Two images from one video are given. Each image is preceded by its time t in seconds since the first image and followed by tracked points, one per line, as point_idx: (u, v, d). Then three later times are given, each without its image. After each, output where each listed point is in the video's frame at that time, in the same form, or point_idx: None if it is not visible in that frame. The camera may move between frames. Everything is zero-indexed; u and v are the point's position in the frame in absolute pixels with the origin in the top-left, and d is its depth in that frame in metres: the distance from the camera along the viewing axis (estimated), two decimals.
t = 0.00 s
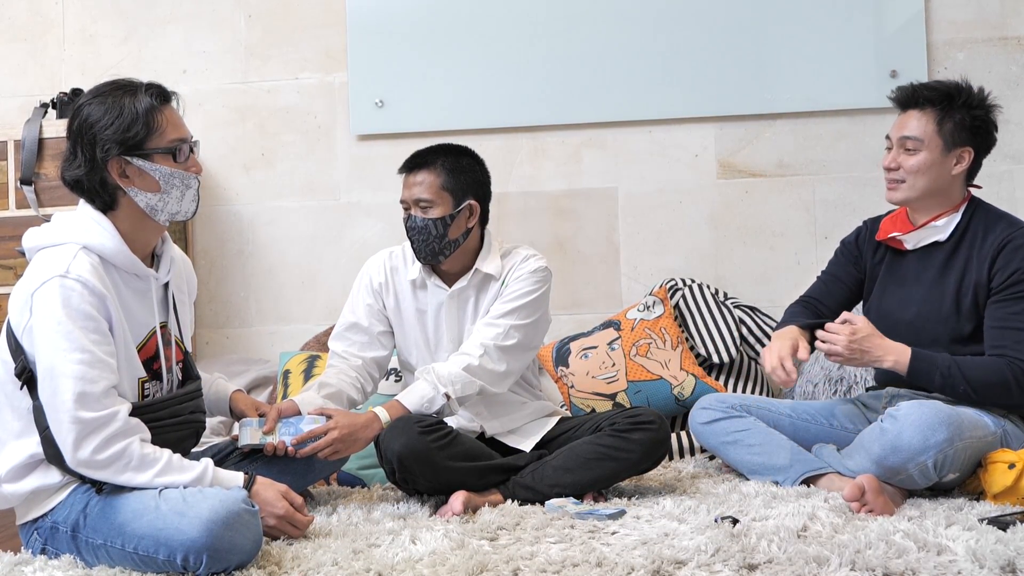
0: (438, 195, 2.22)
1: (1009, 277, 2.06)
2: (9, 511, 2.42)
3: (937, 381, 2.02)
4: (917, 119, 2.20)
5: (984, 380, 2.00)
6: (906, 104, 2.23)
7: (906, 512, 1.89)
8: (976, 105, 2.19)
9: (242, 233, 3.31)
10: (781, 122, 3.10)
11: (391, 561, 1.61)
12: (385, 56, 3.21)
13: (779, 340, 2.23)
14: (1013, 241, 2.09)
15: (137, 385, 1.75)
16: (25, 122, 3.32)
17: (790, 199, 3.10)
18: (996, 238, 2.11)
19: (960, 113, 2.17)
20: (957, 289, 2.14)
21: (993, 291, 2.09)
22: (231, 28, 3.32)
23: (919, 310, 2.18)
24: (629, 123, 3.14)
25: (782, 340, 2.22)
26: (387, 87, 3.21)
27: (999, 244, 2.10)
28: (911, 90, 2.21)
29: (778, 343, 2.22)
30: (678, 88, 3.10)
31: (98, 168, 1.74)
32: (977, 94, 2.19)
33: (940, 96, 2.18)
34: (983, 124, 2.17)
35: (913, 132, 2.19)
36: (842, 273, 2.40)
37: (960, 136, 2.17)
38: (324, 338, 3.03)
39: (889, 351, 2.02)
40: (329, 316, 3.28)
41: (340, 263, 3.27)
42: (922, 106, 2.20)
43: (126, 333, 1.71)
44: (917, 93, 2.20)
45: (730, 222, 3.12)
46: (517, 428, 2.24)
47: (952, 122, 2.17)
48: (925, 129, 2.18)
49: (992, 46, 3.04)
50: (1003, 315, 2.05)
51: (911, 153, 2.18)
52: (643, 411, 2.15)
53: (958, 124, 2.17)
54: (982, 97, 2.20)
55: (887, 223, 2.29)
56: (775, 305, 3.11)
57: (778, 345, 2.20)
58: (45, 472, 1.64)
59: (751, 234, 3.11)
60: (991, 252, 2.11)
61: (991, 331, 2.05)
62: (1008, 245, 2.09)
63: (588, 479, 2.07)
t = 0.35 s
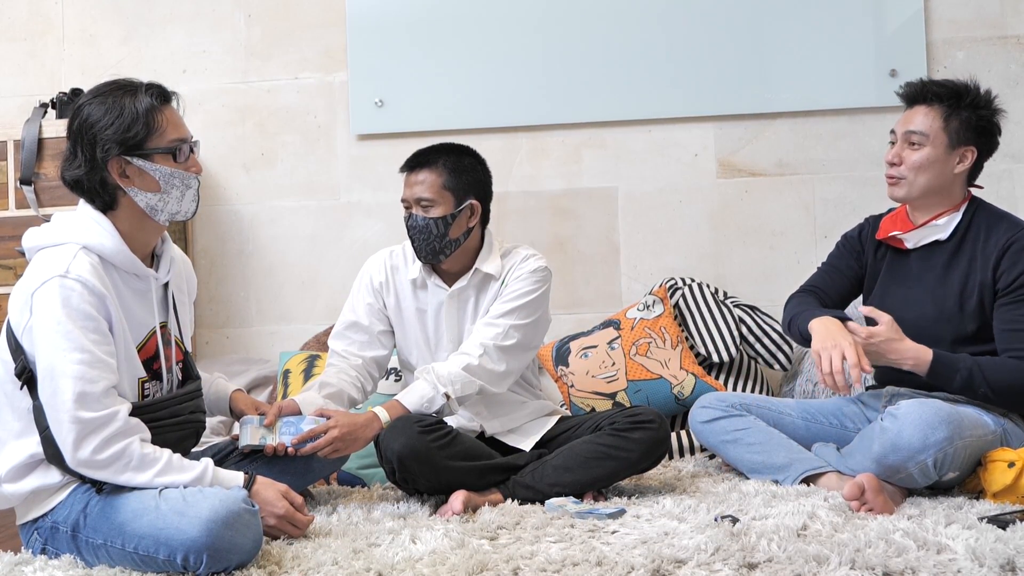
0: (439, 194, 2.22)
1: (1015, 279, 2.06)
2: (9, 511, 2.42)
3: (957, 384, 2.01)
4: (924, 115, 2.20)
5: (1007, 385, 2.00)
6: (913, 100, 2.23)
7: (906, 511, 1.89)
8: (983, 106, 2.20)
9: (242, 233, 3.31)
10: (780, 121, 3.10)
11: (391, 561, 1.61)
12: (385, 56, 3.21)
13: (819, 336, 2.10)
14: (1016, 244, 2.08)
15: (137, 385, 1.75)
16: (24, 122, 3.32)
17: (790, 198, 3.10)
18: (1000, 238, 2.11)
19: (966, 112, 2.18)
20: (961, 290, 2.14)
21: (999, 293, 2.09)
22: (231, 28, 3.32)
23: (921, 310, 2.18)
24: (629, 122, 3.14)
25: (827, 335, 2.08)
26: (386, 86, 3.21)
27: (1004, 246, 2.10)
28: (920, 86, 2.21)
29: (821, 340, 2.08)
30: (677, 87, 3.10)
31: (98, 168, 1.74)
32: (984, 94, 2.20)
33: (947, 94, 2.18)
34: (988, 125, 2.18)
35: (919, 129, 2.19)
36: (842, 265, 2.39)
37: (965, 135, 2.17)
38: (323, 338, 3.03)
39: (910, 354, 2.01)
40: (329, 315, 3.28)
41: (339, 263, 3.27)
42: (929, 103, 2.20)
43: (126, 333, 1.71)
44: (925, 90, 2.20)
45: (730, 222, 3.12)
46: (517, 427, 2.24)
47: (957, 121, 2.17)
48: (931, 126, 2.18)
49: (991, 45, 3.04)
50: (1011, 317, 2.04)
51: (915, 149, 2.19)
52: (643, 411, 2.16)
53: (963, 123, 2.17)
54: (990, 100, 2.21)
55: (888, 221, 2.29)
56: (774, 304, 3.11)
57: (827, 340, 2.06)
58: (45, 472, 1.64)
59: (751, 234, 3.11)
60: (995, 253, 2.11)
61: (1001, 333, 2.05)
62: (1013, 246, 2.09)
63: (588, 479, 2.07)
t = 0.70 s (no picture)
0: (443, 194, 2.22)
1: (1008, 274, 2.08)
2: (10, 512, 2.42)
3: (946, 347, 1.98)
4: (918, 118, 2.19)
5: (995, 366, 1.98)
6: (906, 103, 2.23)
7: (906, 510, 1.89)
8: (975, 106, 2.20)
9: (242, 233, 3.31)
10: (780, 120, 3.10)
11: (391, 561, 1.61)
12: (384, 56, 3.21)
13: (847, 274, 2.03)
14: (1014, 239, 2.10)
15: (137, 385, 1.75)
16: (24, 122, 3.32)
17: (790, 197, 3.10)
18: (997, 235, 2.12)
19: (960, 113, 2.18)
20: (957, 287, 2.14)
21: (992, 287, 2.10)
22: (231, 28, 3.32)
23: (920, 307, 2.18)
24: (628, 122, 3.14)
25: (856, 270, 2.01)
26: (386, 87, 3.21)
27: (1000, 242, 2.11)
28: (913, 88, 2.21)
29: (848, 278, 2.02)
30: (677, 87, 3.10)
31: (98, 168, 1.75)
32: (977, 95, 2.21)
33: (940, 96, 2.19)
34: (982, 126, 2.19)
35: (913, 131, 2.19)
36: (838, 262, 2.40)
37: (960, 136, 2.17)
38: (323, 338, 3.03)
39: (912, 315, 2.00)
40: (329, 316, 3.28)
41: (339, 263, 3.27)
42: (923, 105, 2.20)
43: (126, 333, 1.71)
44: (919, 92, 2.20)
45: (730, 221, 3.12)
46: (517, 427, 2.24)
47: (952, 122, 2.17)
48: (926, 127, 2.18)
49: (991, 44, 3.03)
50: (1002, 308, 2.06)
51: (911, 152, 2.18)
52: (643, 411, 2.16)
53: (958, 125, 2.18)
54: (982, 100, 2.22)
55: (886, 222, 2.29)
56: (775, 304, 3.11)
57: (862, 272, 1.99)
58: (45, 472, 1.64)
59: (751, 233, 3.11)
60: (992, 250, 2.12)
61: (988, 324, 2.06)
62: (1008, 243, 2.10)
63: (588, 479, 2.07)
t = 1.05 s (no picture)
0: (445, 194, 2.22)
1: (999, 260, 2.10)
2: (10, 512, 2.42)
3: (933, 310, 2.01)
4: (882, 147, 2.16)
5: (977, 341, 1.96)
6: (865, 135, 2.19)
7: (906, 510, 1.89)
8: (933, 111, 2.15)
9: (242, 233, 3.31)
10: (780, 120, 3.10)
11: (392, 561, 1.61)
12: (384, 56, 3.21)
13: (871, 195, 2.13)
14: (1012, 228, 2.11)
15: (138, 386, 1.75)
16: (25, 123, 3.32)
17: (790, 197, 3.10)
18: (993, 227, 2.14)
19: (923, 128, 2.12)
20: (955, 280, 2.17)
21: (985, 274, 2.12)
22: (231, 28, 3.32)
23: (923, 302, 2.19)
24: (629, 122, 3.14)
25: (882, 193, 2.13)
26: (386, 87, 3.21)
27: (996, 232, 2.13)
28: (866, 123, 2.18)
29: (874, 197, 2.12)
30: (677, 87, 3.10)
31: (98, 168, 1.75)
32: (926, 99, 2.16)
33: (896, 121, 2.14)
34: (948, 127, 2.13)
35: (883, 164, 2.17)
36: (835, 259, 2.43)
37: (932, 149, 2.12)
38: (324, 339, 3.03)
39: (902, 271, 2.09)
40: (329, 316, 3.28)
41: (339, 263, 3.27)
42: (881, 136, 2.16)
43: (126, 334, 1.71)
44: (872, 126, 2.16)
45: (730, 221, 3.12)
46: (518, 427, 2.24)
47: (918, 141, 2.12)
48: (893, 156, 2.15)
49: (991, 43, 3.03)
50: (991, 290, 2.06)
51: (890, 182, 2.17)
52: (644, 411, 2.16)
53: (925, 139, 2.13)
54: (935, 98, 2.16)
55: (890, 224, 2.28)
56: (775, 304, 3.11)
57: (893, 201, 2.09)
58: (47, 473, 1.64)
59: (751, 233, 3.11)
60: (988, 240, 2.13)
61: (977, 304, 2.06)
62: (1004, 234, 2.11)
63: (588, 479, 2.07)
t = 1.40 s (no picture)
0: (445, 193, 2.22)
1: (998, 261, 2.09)
2: (10, 512, 2.42)
3: (935, 312, 2.01)
4: (871, 164, 2.16)
5: (976, 343, 1.97)
6: (851, 154, 2.19)
7: (906, 509, 1.89)
8: (915, 121, 2.13)
9: (242, 233, 3.31)
10: (780, 120, 3.10)
11: (392, 561, 1.61)
12: (384, 56, 3.21)
13: (882, 199, 2.10)
14: (1009, 230, 2.11)
15: (138, 386, 1.76)
16: (24, 123, 3.32)
17: (790, 197, 3.10)
18: (991, 228, 2.13)
19: (907, 141, 2.11)
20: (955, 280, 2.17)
21: (984, 275, 2.11)
22: (231, 29, 3.32)
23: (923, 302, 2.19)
24: (628, 122, 3.14)
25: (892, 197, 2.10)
26: (386, 87, 3.21)
27: (995, 234, 2.12)
28: (849, 145, 2.17)
29: (885, 202, 2.08)
30: (677, 87, 3.10)
31: (99, 168, 1.75)
32: (903, 112, 2.15)
33: (879, 140, 2.13)
34: (932, 135, 2.12)
35: (874, 181, 2.17)
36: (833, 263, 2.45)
37: (920, 160, 2.12)
38: (324, 339, 3.03)
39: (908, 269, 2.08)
40: (329, 315, 3.28)
41: (339, 264, 3.27)
42: (867, 154, 2.15)
43: (126, 334, 1.71)
44: (856, 147, 2.16)
45: (730, 221, 3.12)
46: (518, 427, 2.24)
47: (904, 155, 2.12)
48: (882, 172, 2.15)
49: (991, 43, 3.03)
50: (991, 292, 2.06)
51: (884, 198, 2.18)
52: (644, 411, 2.16)
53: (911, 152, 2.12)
54: (914, 108, 2.16)
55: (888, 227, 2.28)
56: (775, 303, 3.11)
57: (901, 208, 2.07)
58: (46, 473, 1.64)
59: (751, 233, 3.11)
60: (986, 241, 2.13)
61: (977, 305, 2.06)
62: (1002, 235, 2.11)
63: (588, 478, 2.07)
